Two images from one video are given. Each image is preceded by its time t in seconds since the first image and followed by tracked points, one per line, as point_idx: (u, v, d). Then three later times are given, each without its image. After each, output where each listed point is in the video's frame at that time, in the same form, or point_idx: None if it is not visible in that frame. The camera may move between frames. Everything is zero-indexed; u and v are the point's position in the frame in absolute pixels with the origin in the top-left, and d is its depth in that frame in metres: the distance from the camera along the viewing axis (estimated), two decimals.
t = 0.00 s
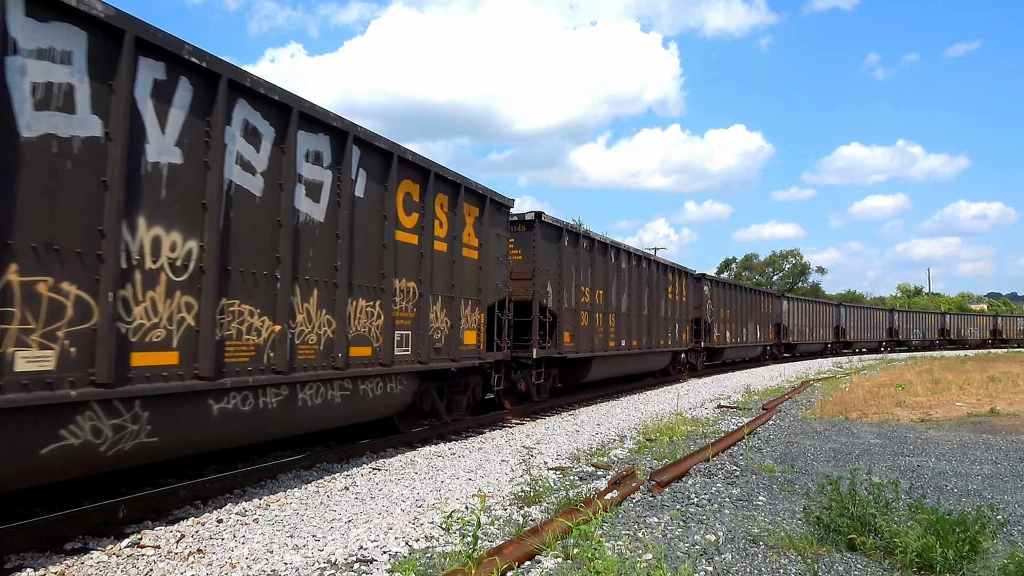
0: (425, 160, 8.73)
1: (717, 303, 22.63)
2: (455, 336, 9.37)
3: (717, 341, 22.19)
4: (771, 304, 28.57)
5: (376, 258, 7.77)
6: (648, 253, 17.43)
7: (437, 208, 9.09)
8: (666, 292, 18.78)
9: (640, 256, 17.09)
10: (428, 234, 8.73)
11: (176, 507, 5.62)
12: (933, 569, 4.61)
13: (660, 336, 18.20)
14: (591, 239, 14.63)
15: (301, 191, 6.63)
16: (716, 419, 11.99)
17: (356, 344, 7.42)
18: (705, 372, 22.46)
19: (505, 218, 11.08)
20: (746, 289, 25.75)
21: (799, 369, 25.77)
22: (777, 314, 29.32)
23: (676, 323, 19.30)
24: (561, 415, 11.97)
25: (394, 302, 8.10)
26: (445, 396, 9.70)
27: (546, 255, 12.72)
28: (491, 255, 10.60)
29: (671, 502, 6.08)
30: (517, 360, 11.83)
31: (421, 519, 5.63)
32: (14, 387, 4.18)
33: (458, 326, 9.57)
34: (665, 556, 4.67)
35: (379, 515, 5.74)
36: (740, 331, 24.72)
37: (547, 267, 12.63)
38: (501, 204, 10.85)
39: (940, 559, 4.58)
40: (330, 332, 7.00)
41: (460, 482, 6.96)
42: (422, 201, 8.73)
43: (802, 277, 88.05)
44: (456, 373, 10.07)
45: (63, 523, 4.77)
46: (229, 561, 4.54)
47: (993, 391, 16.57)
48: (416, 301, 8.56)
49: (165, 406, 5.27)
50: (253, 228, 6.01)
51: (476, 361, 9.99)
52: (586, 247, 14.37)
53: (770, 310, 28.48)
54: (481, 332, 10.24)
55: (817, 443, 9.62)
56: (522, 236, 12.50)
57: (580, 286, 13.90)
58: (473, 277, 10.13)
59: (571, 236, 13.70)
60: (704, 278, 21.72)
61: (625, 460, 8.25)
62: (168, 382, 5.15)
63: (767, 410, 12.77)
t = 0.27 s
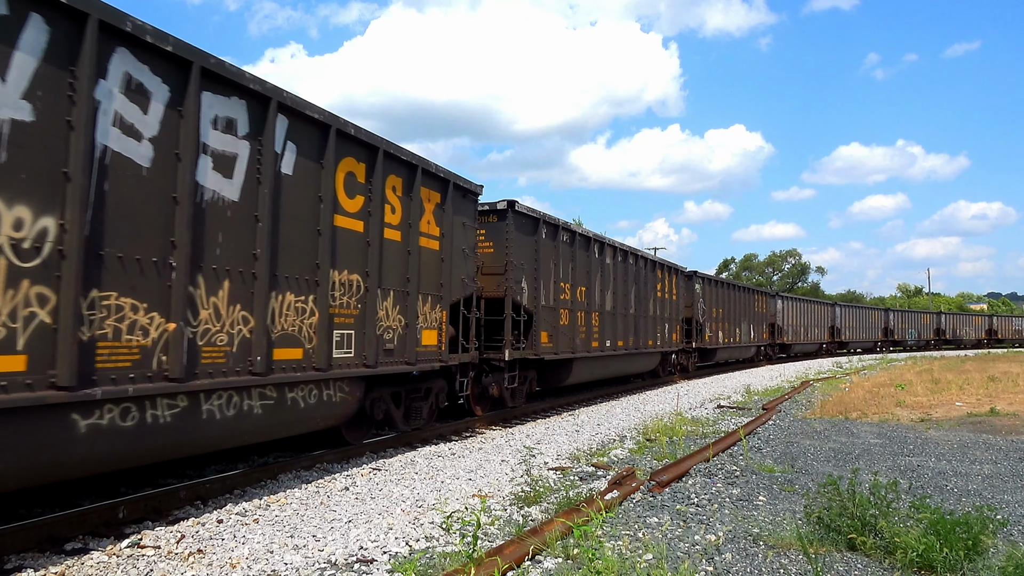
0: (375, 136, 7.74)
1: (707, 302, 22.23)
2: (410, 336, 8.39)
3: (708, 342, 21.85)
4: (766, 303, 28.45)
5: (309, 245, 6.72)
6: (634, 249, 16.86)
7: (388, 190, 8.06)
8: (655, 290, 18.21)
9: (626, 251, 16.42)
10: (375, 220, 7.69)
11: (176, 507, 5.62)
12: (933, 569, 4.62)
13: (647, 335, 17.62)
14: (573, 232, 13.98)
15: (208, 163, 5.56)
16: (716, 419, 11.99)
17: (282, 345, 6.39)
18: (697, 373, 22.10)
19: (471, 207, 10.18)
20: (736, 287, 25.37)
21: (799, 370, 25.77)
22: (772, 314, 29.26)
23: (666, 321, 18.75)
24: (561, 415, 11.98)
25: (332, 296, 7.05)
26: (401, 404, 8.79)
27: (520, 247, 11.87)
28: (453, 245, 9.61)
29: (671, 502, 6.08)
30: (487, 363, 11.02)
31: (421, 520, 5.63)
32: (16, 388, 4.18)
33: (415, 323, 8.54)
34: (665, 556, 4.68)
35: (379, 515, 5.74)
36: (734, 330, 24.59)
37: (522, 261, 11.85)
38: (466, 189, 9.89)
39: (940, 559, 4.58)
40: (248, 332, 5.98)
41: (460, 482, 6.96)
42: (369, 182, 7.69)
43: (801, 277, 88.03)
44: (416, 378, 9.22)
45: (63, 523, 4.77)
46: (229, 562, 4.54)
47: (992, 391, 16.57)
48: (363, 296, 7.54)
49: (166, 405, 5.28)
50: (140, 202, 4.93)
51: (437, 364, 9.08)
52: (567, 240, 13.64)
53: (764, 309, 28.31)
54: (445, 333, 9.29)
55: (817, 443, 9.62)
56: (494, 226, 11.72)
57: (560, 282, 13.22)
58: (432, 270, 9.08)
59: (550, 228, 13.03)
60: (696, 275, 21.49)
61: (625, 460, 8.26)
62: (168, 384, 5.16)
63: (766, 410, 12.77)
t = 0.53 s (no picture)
0: (307, 105, 6.78)
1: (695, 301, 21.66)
2: (354, 335, 7.47)
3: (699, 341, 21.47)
4: (760, 303, 28.21)
5: (218, 227, 5.74)
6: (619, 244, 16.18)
7: (324, 168, 7.09)
8: (642, 288, 17.56)
9: (609, 246, 15.69)
10: (307, 202, 6.71)
11: (176, 507, 5.62)
12: (933, 569, 4.62)
13: (634, 335, 16.95)
14: (550, 224, 13.19)
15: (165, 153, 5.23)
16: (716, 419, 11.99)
17: (179, 346, 5.37)
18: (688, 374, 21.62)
19: (431, 191, 9.35)
20: (725, 284, 24.85)
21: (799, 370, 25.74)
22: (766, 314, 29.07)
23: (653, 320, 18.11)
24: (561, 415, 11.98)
25: (248, 286, 6.07)
26: (347, 412, 7.94)
27: (488, 238, 10.96)
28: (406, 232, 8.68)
29: (671, 502, 6.08)
30: (450, 365, 10.26)
31: (421, 520, 5.63)
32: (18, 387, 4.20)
33: (359, 319, 7.59)
34: (665, 556, 4.68)
35: (379, 515, 5.74)
36: (726, 330, 24.33)
37: (491, 254, 10.99)
38: (421, 169, 8.99)
39: (940, 559, 4.59)
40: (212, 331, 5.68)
41: (460, 482, 6.96)
42: (300, 157, 6.73)
43: (800, 277, 87.95)
44: (368, 383, 8.38)
45: (62, 523, 4.77)
46: (229, 561, 4.54)
47: (993, 391, 16.55)
48: (293, 288, 6.61)
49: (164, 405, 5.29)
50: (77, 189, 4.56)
51: (388, 367, 8.20)
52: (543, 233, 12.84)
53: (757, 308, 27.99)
54: (397, 332, 8.37)
55: (817, 443, 9.61)
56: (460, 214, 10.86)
57: (536, 278, 12.45)
58: (382, 259, 8.15)
59: (526, 220, 12.26)
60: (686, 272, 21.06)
61: (625, 460, 8.25)
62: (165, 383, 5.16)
63: (766, 410, 12.76)
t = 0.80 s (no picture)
0: (216, 63, 5.61)
1: (684, 299, 20.74)
2: (280, 337, 6.33)
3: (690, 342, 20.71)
4: (753, 302, 27.79)
5: (186, 221, 5.35)
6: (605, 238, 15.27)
7: (236, 138, 5.90)
8: (629, 285, 16.71)
9: (593, 239, 14.75)
10: (215, 178, 5.55)
11: (176, 507, 5.62)
12: (933, 568, 4.63)
13: (620, 336, 16.08)
14: (525, 214, 12.13)
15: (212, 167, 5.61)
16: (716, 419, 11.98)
17: (226, 346, 5.79)
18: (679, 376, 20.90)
19: (382, 172, 8.12)
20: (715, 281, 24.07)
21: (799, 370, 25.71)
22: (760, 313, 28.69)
23: (639, 319, 17.26)
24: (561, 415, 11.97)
25: (131, 277, 4.88)
26: (279, 424, 6.87)
27: (450, 227, 9.85)
28: (348, 217, 7.50)
29: (671, 502, 6.07)
30: (410, 368, 9.54)
31: (422, 520, 5.63)
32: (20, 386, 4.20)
33: (286, 317, 6.44)
34: (666, 556, 4.67)
35: (379, 515, 5.74)
36: (719, 330, 23.70)
37: (455, 245, 9.94)
38: (367, 145, 7.74)
39: (940, 559, 4.59)
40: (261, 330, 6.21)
41: (460, 482, 6.96)
42: (205, 124, 5.56)
43: (800, 277, 87.84)
44: (312, 390, 7.32)
45: (62, 523, 4.77)
46: (229, 562, 4.54)
47: (993, 391, 16.53)
48: (197, 280, 5.45)
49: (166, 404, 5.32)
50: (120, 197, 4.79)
51: (327, 373, 7.07)
52: (515, 224, 11.78)
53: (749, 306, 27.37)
54: (337, 331, 7.23)
55: (817, 443, 9.61)
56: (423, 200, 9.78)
57: (508, 273, 11.45)
58: (319, 249, 6.98)
59: (497, 209, 11.26)
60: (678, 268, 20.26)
61: (625, 460, 8.25)
62: (169, 384, 5.20)
63: (766, 410, 12.75)
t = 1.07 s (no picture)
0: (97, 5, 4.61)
1: (672, 296, 20.25)
2: (179, 334, 5.19)
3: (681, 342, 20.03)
4: (746, 300, 27.40)
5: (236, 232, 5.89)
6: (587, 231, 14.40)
7: (112, 95, 4.78)
8: (613, 282, 15.90)
9: (571, 232, 13.85)
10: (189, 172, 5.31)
11: (176, 507, 5.62)
12: (933, 568, 4.63)
13: (605, 335, 15.30)
14: (496, 203, 11.13)
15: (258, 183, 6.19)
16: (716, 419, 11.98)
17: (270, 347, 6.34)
18: (671, 377, 20.64)
19: (317, 148, 7.01)
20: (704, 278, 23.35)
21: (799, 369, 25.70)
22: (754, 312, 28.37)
23: (624, 318, 16.42)
24: (561, 415, 11.98)
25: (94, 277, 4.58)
26: (184, 440, 5.68)
27: (406, 212, 8.75)
28: (272, 195, 6.41)
29: (671, 502, 6.07)
30: (360, 372, 8.43)
31: (422, 520, 5.63)
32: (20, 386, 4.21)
33: (186, 311, 5.32)
34: (666, 556, 4.67)
35: (379, 515, 5.74)
36: (710, 330, 23.08)
37: (412, 233, 8.86)
38: (297, 114, 6.66)
39: (940, 559, 4.58)
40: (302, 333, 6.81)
41: (460, 482, 6.96)
42: (71, 76, 4.46)
43: (799, 276, 87.77)
44: (234, 398, 6.25)
45: (63, 523, 4.77)
46: (229, 562, 4.54)
47: (993, 391, 16.52)
48: (56, 269, 4.32)
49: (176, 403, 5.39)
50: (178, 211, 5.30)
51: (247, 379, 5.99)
52: (483, 212, 10.72)
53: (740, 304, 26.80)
54: (258, 330, 6.08)
55: (817, 442, 9.61)
56: (376, 182, 8.71)
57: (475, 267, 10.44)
58: (232, 231, 5.86)
59: (463, 195, 10.23)
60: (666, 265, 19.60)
61: (625, 460, 8.25)
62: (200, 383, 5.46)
63: (766, 409, 12.76)
